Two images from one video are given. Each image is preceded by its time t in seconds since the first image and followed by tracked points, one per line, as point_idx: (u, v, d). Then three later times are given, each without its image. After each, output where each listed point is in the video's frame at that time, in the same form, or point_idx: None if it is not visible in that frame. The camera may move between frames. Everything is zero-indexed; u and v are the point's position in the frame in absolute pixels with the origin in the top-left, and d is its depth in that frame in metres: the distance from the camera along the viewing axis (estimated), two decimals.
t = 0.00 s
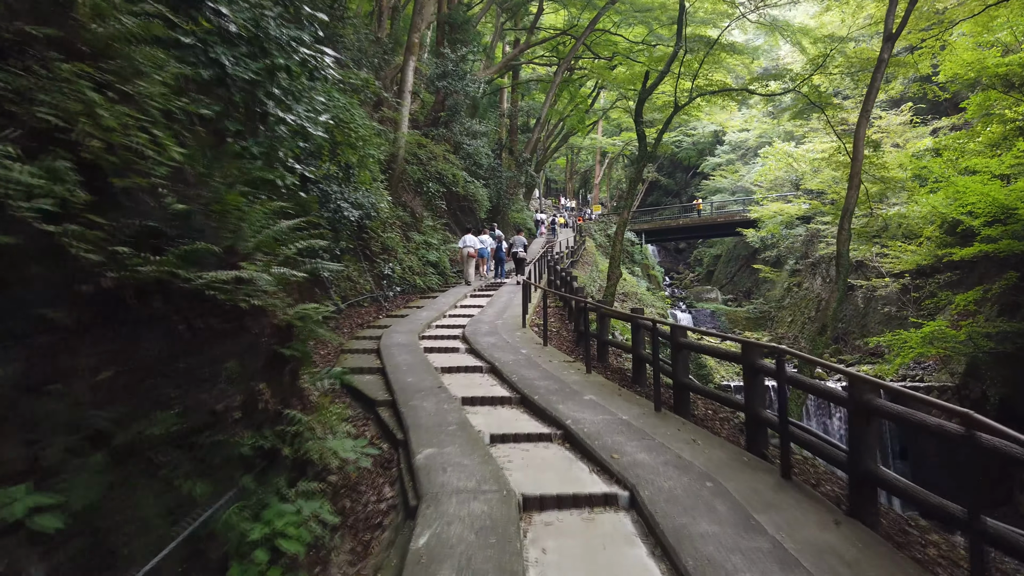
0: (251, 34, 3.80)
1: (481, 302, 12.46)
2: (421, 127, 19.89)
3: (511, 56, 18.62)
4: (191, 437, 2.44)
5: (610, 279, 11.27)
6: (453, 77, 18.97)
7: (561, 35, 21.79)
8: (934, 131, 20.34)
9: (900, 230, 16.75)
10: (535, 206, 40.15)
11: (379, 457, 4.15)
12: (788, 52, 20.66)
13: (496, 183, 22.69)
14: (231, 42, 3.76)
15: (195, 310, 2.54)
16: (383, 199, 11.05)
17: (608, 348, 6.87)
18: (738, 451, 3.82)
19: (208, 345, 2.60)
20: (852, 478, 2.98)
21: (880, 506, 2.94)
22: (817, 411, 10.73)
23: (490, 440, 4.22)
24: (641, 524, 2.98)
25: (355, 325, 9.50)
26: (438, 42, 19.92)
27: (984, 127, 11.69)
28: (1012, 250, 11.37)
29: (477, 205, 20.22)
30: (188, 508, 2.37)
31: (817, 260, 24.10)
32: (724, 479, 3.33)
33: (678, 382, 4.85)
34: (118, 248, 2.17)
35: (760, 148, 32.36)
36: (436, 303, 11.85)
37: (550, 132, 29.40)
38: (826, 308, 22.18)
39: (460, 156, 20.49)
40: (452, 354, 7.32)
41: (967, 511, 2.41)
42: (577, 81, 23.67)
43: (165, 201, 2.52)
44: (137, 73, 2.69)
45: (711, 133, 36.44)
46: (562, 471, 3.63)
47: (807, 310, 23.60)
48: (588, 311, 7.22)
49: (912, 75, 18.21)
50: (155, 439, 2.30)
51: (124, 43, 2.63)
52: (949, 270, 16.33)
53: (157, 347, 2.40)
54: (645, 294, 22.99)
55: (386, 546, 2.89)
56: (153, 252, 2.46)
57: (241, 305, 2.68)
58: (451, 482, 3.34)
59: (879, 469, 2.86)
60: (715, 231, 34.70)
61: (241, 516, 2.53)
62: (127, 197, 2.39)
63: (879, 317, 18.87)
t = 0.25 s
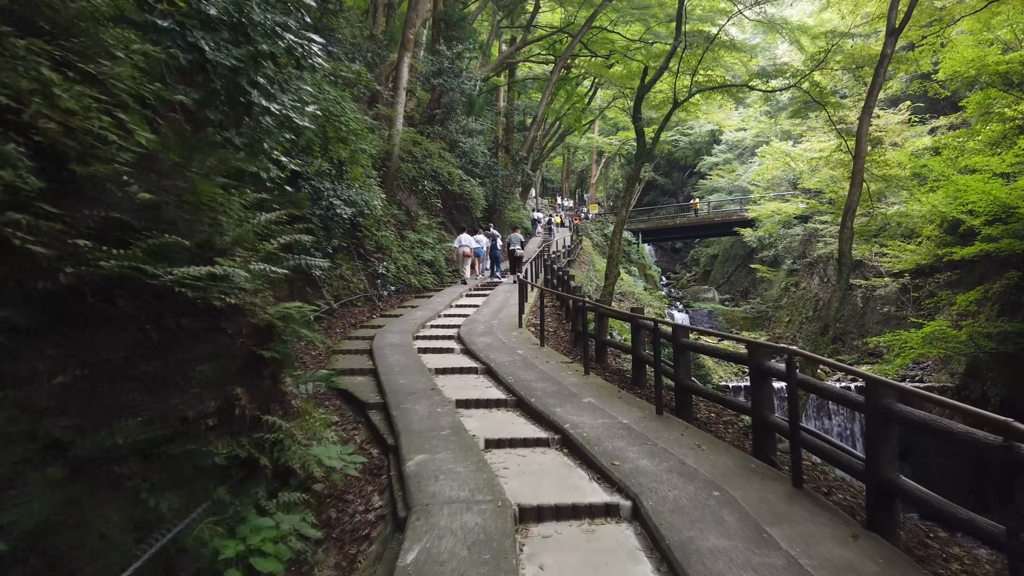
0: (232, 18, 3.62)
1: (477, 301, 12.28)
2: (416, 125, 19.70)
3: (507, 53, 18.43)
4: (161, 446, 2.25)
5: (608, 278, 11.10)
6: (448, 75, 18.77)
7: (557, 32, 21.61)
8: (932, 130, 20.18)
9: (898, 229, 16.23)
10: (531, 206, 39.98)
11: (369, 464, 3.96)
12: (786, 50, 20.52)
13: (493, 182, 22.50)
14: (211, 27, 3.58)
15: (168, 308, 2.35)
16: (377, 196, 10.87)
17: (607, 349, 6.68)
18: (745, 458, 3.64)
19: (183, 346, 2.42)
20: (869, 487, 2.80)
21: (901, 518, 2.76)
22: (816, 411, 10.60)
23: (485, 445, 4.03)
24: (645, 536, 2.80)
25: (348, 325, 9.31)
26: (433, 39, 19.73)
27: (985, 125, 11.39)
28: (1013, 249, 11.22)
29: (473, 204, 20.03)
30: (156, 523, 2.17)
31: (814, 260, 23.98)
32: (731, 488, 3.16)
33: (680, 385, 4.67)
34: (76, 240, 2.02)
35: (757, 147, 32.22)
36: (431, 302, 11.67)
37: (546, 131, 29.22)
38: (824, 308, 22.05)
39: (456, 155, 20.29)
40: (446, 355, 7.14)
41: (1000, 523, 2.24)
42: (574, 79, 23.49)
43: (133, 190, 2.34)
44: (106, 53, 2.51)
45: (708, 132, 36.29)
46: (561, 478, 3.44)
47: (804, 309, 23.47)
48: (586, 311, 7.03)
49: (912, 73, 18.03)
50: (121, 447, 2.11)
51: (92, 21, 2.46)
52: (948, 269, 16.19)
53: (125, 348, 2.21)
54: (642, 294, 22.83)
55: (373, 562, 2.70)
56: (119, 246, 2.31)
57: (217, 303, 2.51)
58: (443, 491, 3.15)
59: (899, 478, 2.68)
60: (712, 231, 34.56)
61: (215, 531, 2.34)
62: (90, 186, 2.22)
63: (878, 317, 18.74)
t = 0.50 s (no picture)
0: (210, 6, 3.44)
1: (473, 302, 12.10)
2: (411, 123, 19.48)
3: (503, 51, 18.23)
4: (122, 470, 2.05)
5: (606, 279, 10.91)
6: (444, 73, 18.57)
7: (554, 31, 21.41)
8: (931, 129, 20.04)
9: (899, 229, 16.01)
10: (528, 206, 39.76)
11: (356, 478, 3.76)
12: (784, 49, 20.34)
13: (489, 182, 22.29)
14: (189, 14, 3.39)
15: (133, 317, 2.17)
16: (370, 196, 10.66)
17: (606, 353, 6.49)
18: (753, 473, 3.47)
19: (150, 360, 2.23)
20: (890, 508, 2.63)
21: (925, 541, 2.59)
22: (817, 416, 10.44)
23: (479, 457, 3.85)
24: (648, 561, 2.62)
25: (340, 327, 9.11)
26: (429, 37, 19.53)
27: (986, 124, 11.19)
28: (1014, 249, 11.05)
29: (469, 204, 19.83)
30: (115, 555, 1.97)
31: (812, 260, 23.85)
32: (740, 507, 2.97)
33: (683, 392, 4.49)
34: (24, 244, 1.83)
35: (754, 147, 32.10)
36: (426, 304, 11.47)
37: (542, 131, 29.00)
38: (821, 308, 21.92)
39: (452, 154, 20.08)
40: (441, 359, 6.94)
41: None
42: (570, 78, 23.30)
43: (91, 189, 2.15)
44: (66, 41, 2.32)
45: (704, 132, 36.12)
46: (558, 495, 3.26)
47: (802, 310, 23.35)
48: (584, 314, 6.84)
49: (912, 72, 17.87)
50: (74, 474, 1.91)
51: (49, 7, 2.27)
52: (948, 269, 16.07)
53: (85, 363, 2.02)
54: (639, 294, 22.67)
55: None
56: (76, 251, 2.13)
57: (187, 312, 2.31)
58: (434, 509, 2.97)
59: (922, 499, 2.51)
60: (709, 231, 34.41)
61: (182, 562, 2.14)
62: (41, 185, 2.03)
63: (877, 318, 18.60)
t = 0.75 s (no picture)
0: None
1: (469, 303, 11.91)
2: (406, 121, 19.27)
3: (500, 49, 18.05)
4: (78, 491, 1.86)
5: (604, 279, 10.73)
6: (440, 71, 18.38)
7: (551, 29, 21.23)
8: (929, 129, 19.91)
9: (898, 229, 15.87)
10: (525, 205, 39.57)
11: (344, 489, 3.57)
12: (782, 47, 20.18)
13: (485, 181, 22.09)
14: None
15: (92, 322, 1.98)
16: (363, 194, 10.46)
17: (604, 355, 6.32)
18: (763, 484, 3.30)
19: (112, 370, 2.04)
20: (914, 526, 2.48)
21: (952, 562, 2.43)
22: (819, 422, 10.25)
23: (473, 467, 3.66)
24: None
25: (333, 329, 8.91)
26: (424, 35, 19.33)
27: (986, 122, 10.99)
28: (1015, 249, 10.91)
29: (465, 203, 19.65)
30: None
31: (810, 260, 23.73)
32: (750, 522, 2.80)
33: (686, 398, 4.32)
34: None
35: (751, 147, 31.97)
36: (421, 304, 11.29)
37: (539, 129, 28.81)
38: (819, 309, 21.80)
39: (447, 153, 19.89)
40: (435, 362, 6.76)
41: None
42: (567, 77, 23.12)
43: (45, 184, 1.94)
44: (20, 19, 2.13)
45: (701, 132, 35.96)
46: (556, 509, 3.08)
47: (799, 310, 23.23)
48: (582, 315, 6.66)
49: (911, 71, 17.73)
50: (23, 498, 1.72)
51: None
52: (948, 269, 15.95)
53: (47, 376, 1.81)
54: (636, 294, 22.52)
55: None
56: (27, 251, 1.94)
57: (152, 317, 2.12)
58: (425, 525, 2.79)
59: (950, 518, 2.35)
60: (706, 231, 34.27)
61: None
62: None
63: (875, 318, 18.47)
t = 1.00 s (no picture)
0: None
1: (465, 304, 11.73)
2: (402, 120, 19.06)
3: (496, 47, 17.85)
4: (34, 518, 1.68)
5: (603, 280, 10.55)
6: (436, 69, 18.18)
7: (548, 27, 21.04)
8: (929, 128, 19.76)
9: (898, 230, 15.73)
10: (521, 205, 39.36)
11: (333, 505, 3.38)
12: (781, 46, 20.01)
13: (481, 181, 21.90)
14: None
15: (47, 331, 1.80)
16: (358, 194, 10.26)
17: (604, 359, 6.13)
18: (776, 499, 3.12)
19: (73, 382, 1.85)
20: (944, 549, 2.32)
21: None
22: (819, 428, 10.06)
23: (470, 480, 3.48)
24: None
25: (326, 331, 8.72)
26: (420, 33, 19.13)
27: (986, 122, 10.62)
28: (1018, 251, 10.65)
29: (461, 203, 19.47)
30: None
31: (808, 261, 23.59)
32: (766, 543, 2.62)
33: (691, 406, 4.14)
34: None
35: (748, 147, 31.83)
36: (416, 305, 11.09)
37: (535, 129, 28.61)
38: (817, 310, 21.68)
39: (444, 152, 19.68)
40: (430, 365, 6.57)
41: None
42: (564, 76, 22.93)
43: None
44: None
45: (698, 132, 35.79)
46: (559, 526, 2.90)
47: (797, 311, 23.10)
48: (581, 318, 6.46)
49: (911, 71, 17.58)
50: None
51: None
52: (948, 270, 15.81)
53: None
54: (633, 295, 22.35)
55: None
56: None
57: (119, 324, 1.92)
58: (418, 547, 2.60)
59: (985, 541, 2.19)
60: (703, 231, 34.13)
61: None
62: None
63: (874, 319, 18.34)
